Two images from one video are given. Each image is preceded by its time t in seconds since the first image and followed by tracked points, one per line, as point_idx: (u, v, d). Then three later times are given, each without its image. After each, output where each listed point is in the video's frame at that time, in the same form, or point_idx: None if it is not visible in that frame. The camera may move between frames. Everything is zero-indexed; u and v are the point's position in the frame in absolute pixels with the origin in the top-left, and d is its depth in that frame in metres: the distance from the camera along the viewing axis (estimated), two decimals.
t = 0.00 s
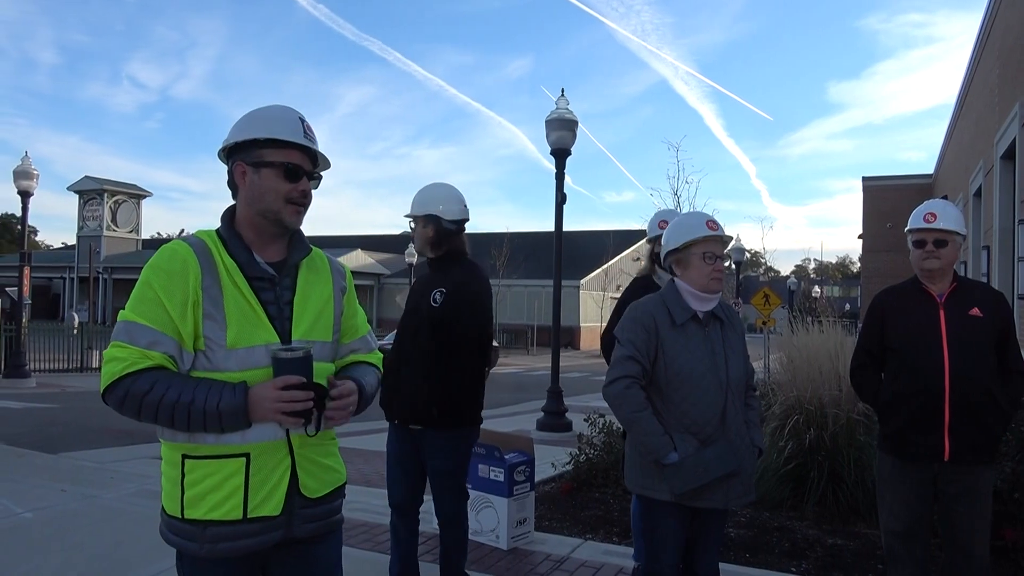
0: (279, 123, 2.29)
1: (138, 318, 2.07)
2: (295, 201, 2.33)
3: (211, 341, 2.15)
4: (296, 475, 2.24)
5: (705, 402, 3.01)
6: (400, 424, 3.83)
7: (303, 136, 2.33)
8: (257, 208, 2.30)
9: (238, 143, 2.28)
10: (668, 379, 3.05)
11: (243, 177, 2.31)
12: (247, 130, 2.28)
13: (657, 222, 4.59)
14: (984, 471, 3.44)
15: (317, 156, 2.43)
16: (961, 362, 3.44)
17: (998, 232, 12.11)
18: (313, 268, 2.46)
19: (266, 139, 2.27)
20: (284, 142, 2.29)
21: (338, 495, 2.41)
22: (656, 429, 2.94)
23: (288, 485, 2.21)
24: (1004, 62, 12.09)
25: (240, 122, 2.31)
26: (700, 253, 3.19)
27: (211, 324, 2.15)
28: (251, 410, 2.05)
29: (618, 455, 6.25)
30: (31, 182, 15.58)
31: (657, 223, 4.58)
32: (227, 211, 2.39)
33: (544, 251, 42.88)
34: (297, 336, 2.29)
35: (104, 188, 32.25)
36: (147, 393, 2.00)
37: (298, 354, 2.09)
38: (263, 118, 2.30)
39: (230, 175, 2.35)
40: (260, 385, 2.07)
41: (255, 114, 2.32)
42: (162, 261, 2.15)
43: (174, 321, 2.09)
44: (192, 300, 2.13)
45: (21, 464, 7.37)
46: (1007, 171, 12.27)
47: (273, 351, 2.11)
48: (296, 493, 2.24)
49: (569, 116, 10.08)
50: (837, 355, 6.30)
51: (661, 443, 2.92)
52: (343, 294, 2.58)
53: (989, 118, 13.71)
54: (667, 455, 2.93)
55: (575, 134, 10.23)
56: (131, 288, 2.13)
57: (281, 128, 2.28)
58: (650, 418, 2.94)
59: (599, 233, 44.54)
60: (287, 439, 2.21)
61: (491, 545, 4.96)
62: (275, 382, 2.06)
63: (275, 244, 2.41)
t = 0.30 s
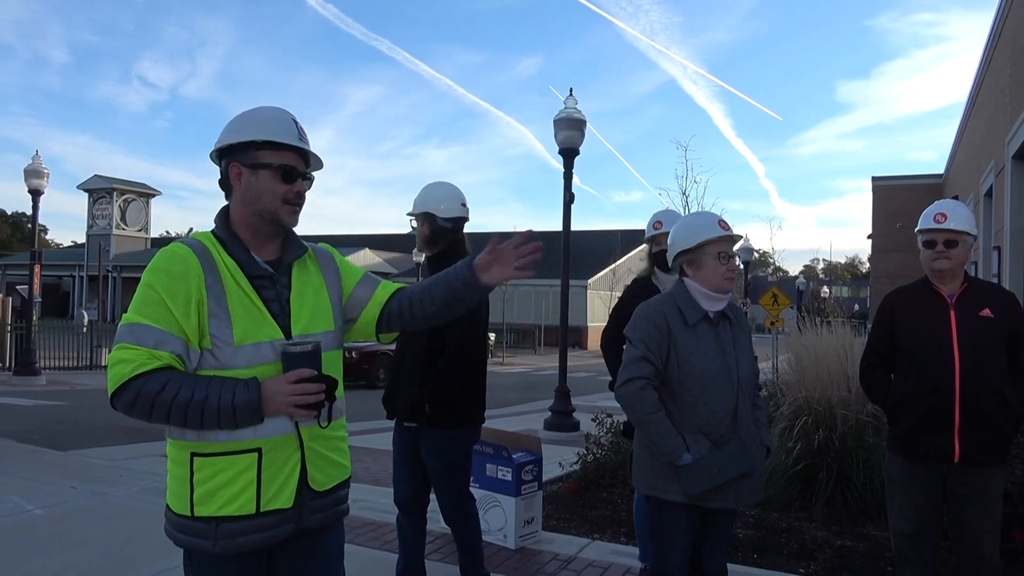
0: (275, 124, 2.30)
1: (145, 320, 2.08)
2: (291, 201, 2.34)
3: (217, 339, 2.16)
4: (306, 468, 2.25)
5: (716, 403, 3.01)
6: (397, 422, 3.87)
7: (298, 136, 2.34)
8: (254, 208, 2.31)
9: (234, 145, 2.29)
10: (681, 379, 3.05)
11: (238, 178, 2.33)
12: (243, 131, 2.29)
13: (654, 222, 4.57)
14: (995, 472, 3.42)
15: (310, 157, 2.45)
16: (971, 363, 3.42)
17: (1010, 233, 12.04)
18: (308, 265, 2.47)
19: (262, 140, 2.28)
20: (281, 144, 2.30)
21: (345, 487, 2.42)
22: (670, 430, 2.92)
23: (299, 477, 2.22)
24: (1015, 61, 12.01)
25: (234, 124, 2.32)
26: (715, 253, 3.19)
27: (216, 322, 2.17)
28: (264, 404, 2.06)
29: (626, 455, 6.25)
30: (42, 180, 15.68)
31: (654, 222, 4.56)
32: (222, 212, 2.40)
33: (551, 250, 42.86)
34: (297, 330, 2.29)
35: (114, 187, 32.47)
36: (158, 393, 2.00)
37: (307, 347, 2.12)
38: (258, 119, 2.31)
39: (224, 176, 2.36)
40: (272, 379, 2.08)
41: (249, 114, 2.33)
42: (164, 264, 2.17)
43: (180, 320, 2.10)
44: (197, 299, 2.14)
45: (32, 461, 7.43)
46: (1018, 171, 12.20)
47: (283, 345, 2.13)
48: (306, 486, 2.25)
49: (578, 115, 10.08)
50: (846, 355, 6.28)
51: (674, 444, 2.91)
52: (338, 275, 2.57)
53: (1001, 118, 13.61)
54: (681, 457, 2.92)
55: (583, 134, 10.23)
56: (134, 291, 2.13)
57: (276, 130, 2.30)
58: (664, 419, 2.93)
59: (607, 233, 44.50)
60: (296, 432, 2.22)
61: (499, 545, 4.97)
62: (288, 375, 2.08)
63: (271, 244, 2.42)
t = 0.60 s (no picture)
0: (269, 124, 2.32)
1: (144, 321, 2.09)
2: (288, 200, 2.36)
3: (217, 338, 2.17)
4: (309, 465, 2.26)
5: (725, 403, 3.01)
6: (402, 421, 3.88)
7: (291, 135, 2.36)
8: (251, 208, 2.32)
9: (229, 145, 2.31)
10: (690, 378, 3.04)
11: (234, 179, 2.34)
12: (236, 132, 2.30)
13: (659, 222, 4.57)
14: (1003, 472, 3.41)
15: (304, 155, 2.46)
16: (980, 362, 3.41)
17: (1020, 231, 11.95)
18: (306, 263, 2.48)
19: (256, 140, 2.29)
20: (275, 143, 2.31)
21: (347, 483, 2.43)
22: (681, 431, 2.92)
23: (302, 475, 2.24)
24: None
25: (227, 125, 2.32)
26: (721, 253, 3.19)
27: (216, 322, 2.18)
28: (265, 401, 2.07)
29: (632, 454, 6.25)
30: (52, 179, 15.77)
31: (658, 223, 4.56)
32: (218, 213, 2.41)
33: (558, 249, 42.83)
34: (297, 328, 2.30)
35: (123, 186, 32.65)
36: (159, 394, 2.02)
37: (306, 344, 2.13)
38: (251, 119, 2.32)
39: (219, 177, 2.37)
40: (272, 377, 2.09)
41: (241, 115, 2.34)
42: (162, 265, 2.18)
43: (179, 321, 2.11)
44: (195, 299, 2.15)
45: (41, 458, 7.48)
46: None
47: (282, 343, 2.15)
48: (310, 483, 2.27)
49: (584, 114, 10.07)
50: (854, 353, 6.25)
51: (684, 444, 2.91)
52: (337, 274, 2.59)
53: (1010, 117, 13.52)
54: (691, 457, 2.92)
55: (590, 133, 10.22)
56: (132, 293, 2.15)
57: (271, 129, 2.31)
58: (674, 419, 2.92)
59: (614, 232, 44.44)
60: (298, 429, 2.24)
61: (505, 543, 4.98)
62: (287, 372, 2.09)
63: (268, 243, 2.43)
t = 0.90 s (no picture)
0: (266, 123, 2.32)
1: (147, 324, 2.09)
2: (288, 197, 2.38)
3: (220, 340, 2.18)
4: (311, 467, 2.28)
5: (727, 402, 3.02)
6: (405, 420, 3.88)
7: (288, 133, 2.37)
8: (252, 207, 2.33)
9: (227, 146, 2.30)
10: (692, 378, 3.04)
11: (233, 179, 2.34)
12: (234, 131, 2.30)
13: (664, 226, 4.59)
14: (1003, 471, 3.41)
15: (301, 150, 2.47)
16: (980, 361, 3.41)
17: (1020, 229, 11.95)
18: (307, 263, 2.50)
19: (255, 139, 2.30)
20: (274, 141, 2.33)
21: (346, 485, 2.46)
22: (684, 431, 2.92)
23: (304, 476, 2.25)
24: None
25: (223, 125, 2.32)
26: (723, 251, 3.19)
27: (219, 323, 2.18)
28: (270, 403, 2.09)
29: (633, 454, 6.25)
30: (52, 180, 15.78)
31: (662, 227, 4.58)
32: (218, 213, 2.41)
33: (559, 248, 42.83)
34: (300, 329, 2.32)
35: (124, 187, 32.68)
36: (163, 396, 2.02)
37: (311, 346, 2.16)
38: (248, 118, 2.32)
39: (218, 178, 2.37)
40: (277, 378, 2.11)
41: (237, 114, 2.34)
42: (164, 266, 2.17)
43: (183, 323, 2.11)
44: (199, 301, 2.15)
45: (43, 459, 7.50)
46: None
47: (286, 345, 2.17)
48: (312, 484, 2.29)
49: (584, 113, 10.07)
50: (855, 351, 6.25)
51: (687, 443, 2.91)
52: (337, 284, 2.63)
53: (1011, 114, 13.51)
54: (694, 456, 2.92)
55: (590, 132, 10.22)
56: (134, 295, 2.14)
57: (269, 128, 2.32)
58: (677, 419, 2.92)
59: (615, 231, 44.44)
60: (300, 431, 2.26)
61: (506, 542, 4.99)
62: (292, 374, 2.12)
63: (270, 242, 2.44)
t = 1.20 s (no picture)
0: (270, 124, 2.32)
1: (153, 323, 2.08)
2: (294, 197, 2.38)
3: (226, 340, 2.18)
4: (313, 467, 2.29)
5: (728, 401, 3.02)
6: (410, 420, 3.88)
7: (291, 133, 2.38)
8: (258, 207, 2.33)
9: (232, 146, 2.31)
10: (692, 378, 3.04)
11: (237, 179, 2.35)
12: (239, 131, 2.30)
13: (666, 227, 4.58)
14: (1003, 471, 3.41)
15: (303, 150, 2.47)
16: (980, 361, 3.41)
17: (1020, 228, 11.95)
18: (310, 265, 2.50)
19: (259, 139, 2.30)
20: (277, 141, 2.33)
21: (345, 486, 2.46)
22: (684, 431, 2.92)
23: (307, 477, 2.26)
24: None
25: (226, 125, 2.32)
26: (725, 251, 3.20)
27: (225, 324, 2.18)
28: (276, 404, 2.11)
29: (633, 454, 6.26)
30: (52, 180, 15.78)
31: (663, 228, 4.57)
32: (222, 213, 2.40)
33: (559, 248, 42.83)
34: (303, 331, 2.33)
35: (124, 187, 32.69)
36: (169, 395, 2.02)
37: (317, 347, 2.17)
38: (252, 118, 2.32)
39: (222, 178, 2.37)
40: (283, 379, 2.13)
41: (241, 114, 2.34)
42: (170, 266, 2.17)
43: (189, 322, 2.11)
44: (206, 300, 2.15)
45: (43, 459, 7.50)
46: None
47: (292, 346, 2.18)
48: (313, 485, 2.29)
49: (584, 113, 10.08)
50: (855, 351, 6.25)
51: (687, 443, 2.91)
52: (337, 286, 2.64)
53: (1011, 114, 13.51)
54: (694, 456, 2.92)
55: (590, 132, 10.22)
56: (140, 294, 2.13)
57: (273, 127, 2.33)
58: (677, 419, 2.92)
59: (615, 231, 44.44)
60: (303, 432, 2.27)
61: (507, 542, 4.99)
62: (299, 376, 2.13)
63: (272, 241, 2.44)
